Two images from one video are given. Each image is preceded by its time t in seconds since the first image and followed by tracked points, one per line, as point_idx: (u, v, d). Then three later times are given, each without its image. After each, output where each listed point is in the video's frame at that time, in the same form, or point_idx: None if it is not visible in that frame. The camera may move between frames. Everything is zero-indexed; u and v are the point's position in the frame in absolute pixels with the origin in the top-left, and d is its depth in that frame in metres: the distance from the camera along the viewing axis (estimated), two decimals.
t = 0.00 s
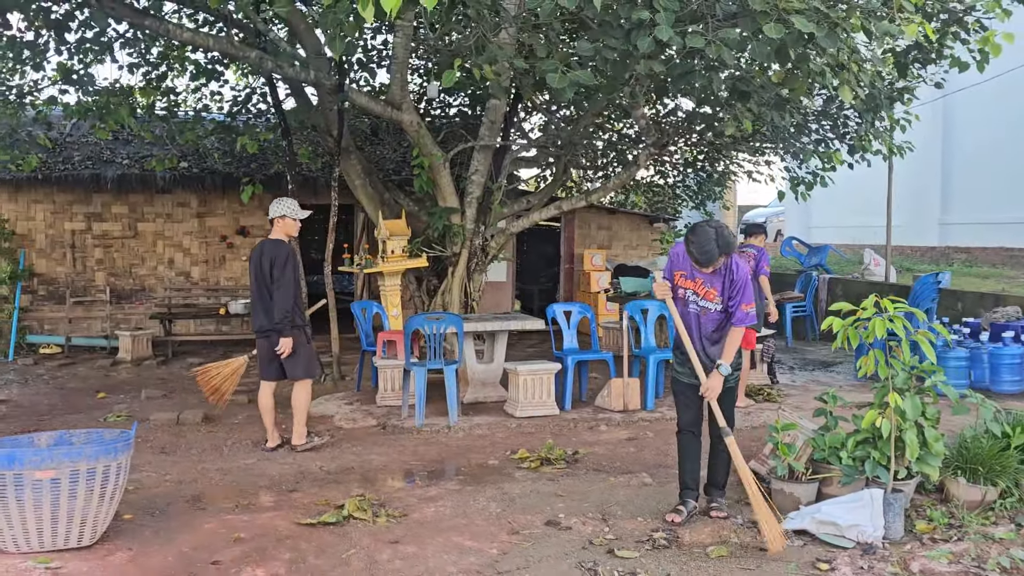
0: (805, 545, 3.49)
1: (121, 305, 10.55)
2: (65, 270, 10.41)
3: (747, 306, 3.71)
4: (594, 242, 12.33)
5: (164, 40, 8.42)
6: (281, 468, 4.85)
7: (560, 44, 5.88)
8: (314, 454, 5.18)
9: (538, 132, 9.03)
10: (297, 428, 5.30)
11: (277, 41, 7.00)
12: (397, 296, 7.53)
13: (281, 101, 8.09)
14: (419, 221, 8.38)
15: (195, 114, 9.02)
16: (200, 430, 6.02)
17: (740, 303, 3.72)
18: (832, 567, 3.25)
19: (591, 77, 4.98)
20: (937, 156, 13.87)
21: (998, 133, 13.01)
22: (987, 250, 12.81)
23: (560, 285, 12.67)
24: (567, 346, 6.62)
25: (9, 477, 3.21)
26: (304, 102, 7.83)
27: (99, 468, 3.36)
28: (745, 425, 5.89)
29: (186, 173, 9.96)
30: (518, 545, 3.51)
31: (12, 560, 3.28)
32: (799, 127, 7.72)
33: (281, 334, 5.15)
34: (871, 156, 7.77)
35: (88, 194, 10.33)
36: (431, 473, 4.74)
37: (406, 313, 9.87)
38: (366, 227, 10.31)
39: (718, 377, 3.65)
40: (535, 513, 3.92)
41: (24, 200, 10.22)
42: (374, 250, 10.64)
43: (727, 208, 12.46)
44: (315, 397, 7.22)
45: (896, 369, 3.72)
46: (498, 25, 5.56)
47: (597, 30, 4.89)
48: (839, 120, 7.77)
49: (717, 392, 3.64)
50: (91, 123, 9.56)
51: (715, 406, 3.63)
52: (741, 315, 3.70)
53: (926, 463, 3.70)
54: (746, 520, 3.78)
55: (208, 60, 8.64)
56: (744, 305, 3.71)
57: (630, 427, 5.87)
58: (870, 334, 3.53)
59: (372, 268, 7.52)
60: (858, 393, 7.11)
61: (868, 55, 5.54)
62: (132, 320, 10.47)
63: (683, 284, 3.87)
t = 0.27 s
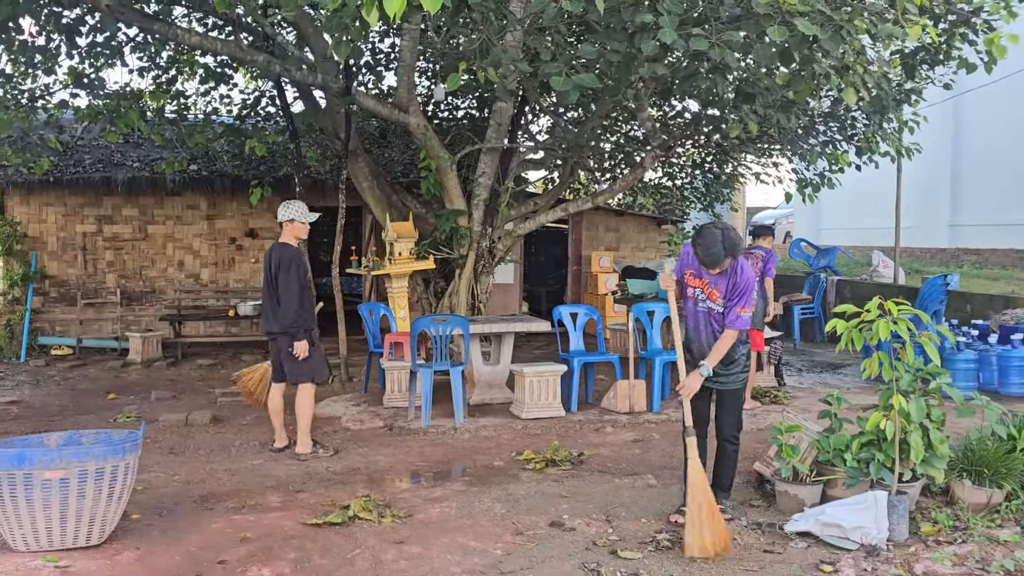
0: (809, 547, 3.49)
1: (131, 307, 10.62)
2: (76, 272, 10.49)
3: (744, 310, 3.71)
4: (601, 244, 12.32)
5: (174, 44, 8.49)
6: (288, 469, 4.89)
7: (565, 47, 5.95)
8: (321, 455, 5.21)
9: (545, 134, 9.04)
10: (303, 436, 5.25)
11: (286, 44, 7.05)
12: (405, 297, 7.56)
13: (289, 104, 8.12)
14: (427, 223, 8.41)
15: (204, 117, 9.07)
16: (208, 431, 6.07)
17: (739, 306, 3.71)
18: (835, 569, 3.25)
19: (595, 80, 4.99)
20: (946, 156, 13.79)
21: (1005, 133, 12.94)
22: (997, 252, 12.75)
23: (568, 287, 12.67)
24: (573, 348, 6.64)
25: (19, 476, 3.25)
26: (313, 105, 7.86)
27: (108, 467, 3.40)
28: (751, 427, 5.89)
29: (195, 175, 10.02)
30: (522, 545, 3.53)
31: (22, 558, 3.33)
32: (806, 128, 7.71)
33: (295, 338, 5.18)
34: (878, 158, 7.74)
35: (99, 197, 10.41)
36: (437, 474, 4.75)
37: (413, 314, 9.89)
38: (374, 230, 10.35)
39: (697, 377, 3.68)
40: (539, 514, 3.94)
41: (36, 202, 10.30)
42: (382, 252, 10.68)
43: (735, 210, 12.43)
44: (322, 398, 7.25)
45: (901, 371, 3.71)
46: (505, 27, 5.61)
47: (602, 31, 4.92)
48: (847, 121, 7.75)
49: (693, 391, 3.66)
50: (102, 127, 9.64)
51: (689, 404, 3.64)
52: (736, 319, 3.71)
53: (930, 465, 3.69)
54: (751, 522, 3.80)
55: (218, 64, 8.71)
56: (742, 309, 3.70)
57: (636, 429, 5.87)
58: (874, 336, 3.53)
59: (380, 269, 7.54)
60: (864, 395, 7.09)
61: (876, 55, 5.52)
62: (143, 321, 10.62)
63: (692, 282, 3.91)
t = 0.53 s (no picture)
0: (818, 549, 3.49)
1: (145, 309, 10.71)
2: (89, 275, 10.58)
3: (750, 308, 3.72)
4: (611, 246, 12.31)
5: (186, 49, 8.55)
6: (298, 470, 4.92)
7: (574, 49, 5.97)
8: (331, 457, 5.24)
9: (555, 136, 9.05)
10: (313, 442, 5.21)
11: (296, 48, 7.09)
12: (416, 300, 7.57)
13: (300, 108, 8.16)
14: (437, 225, 8.44)
15: (216, 121, 9.14)
16: (220, 433, 6.11)
17: (745, 305, 3.73)
18: (844, 570, 3.25)
19: (604, 82, 5.00)
20: (959, 157, 13.71)
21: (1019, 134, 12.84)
22: (1011, 253, 12.66)
23: (578, 289, 12.67)
24: (583, 350, 6.64)
25: (33, 477, 3.29)
26: (323, 108, 7.90)
27: (120, 468, 3.43)
28: (761, 429, 5.88)
29: (207, 178, 10.09)
30: (531, 547, 3.54)
31: (37, 558, 3.37)
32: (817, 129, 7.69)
33: (323, 342, 5.22)
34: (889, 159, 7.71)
35: (112, 200, 10.51)
36: (447, 476, 4.77)
37: (423, 317, 9.93)
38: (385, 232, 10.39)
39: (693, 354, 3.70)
40: (548, 515, 3.95)
41: (50, 206, 10.41)
42: (392, 254, 10.71)
43: (745, 211, 12.39)
44: (333, 400, 7.28)
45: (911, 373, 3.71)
46: (514, 30, 5.62)
47: (612, 34, 4.94)
48: (857, 122, 7.73)
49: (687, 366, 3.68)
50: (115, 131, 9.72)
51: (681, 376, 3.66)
52: (742, 317, 3.72)
53: (941, 467, 3.68)
54: (761, 524, 3.80)
55: (229, 68, 8.77)
56: (749, 307, 3.72)
57: (646, 431, 5.87)
58: (884, 338, 3.52)
59: (390, 272, 7.57)
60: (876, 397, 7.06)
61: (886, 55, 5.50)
62: (156, 323, 10.70)
63: (697, 279, 3.95)
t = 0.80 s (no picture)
0: (833, 549, 3.48)
1: (159, 311, 10.79)
2: (104, 277, 10.68)
3: (751, 308, 3.70)
4: (624, 246, 12.29)
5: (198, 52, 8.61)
6: (312, 471, 4.95)
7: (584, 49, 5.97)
8: (345, 458, 5.27)
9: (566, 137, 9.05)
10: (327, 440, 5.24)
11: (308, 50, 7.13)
12: (428, 301, 7.56)
13: (312, 110, 8.20)
14: (449, 226, 8.46)
15: (229, 123, 9.19)
16: (235, 433, 6.15)
17: (743, 304, 3.71)
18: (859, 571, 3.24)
19: (615, 82, 4.99)
20: (974, 155, 13.59)
21: None
22: None
23: (590, 289, 12.66)
24: (596, 350, 6.63)
25: (51, 478, 3.32)
26: (335, 109, 7.93)
27: (136, 469, 3.47)
28: (774, 429, 5.86)
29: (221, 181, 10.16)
30: (544, 547, 3.55)
31: (55, 558, 3.41)
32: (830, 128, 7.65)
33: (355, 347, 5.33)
34: (903, 157, 7.66)
35: (127, 203, 10.61)
36: (460, 476, 4.79)
37: (436, 318, 9.95)
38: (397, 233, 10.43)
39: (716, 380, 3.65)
40: (561, 516, 3.96)
41: (66, 208, 10.51)
42: (405, 256, 10.75)
43: (758, 211, 12.35)
44: (346, 401, 7.31)
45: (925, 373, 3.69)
46: (524, 31, 5.61)
47: (623, 34, 4.94)
48: (871, 120, 7.68)
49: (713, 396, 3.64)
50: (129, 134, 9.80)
51: (710, 409, 3.60)
52: (743, 317, 3.70)
53: (957, 467, 3.66)
54: (775, 524, 3.79)
55: (242, 71, 8.82)
56: (748, 306, 3.69)
57: (658, 431, 5.86)
58: (898, 337, 3.51)
59: (403, 273, 7.59)
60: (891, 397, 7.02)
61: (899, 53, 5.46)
62: (170, 325, 10.78)
63: (697, 280, 3.94)
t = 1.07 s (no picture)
0: (850, 550, 3.46)
1: (174, 314, 10.86)
2: (120, 280, 10.77)
3: (736, 306, 3.66)
4: (636, 246, 12.27)
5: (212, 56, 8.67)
6: (328, 472, 4.97)
7: (597, 50, 5.99)
8: (360, 459, 5.29)
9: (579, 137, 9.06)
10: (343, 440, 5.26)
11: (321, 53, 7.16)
12: (442, 302, 7.60)
13: (325, 112, 8.24)
14: (462, 227, 8.48)
15: (243, 126, 9.26)
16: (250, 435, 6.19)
17: (731, 303, 3.68)
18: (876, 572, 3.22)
19: (628, 82, 4.99)
20: (990, 153, 13.48)
21: None
22: None
23: (603, 290, 12.64)
24: (609, 351, 6.63)
25: (70, 480, 3.36)
26: (348, 112, 7.97)
27: (154, 471, 3.50)
28: (790, 430, 5.83)
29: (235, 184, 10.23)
30: (560, 548, 3.55)
31: (74, 559, 3.45)
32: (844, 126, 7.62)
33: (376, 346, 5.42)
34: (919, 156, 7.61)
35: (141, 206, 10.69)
36: (474, 477, 4.80)
37: (448, 319, 9.96)
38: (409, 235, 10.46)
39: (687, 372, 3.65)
40: (576, 517, 3.96)
41: (82, 212, 10.60)
42: (418, 257, 10.77)
43: (771, 210, 12.29)
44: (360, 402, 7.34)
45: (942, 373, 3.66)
46: (537, 32, 5.62)
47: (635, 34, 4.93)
48: (886, 119, 7.64)
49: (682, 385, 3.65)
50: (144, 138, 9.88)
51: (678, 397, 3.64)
52: (728, 316, 3.66)
53: (975, 468, 3.62)
54: (792, 525, 3.78)
55: (255, 74, 8.87)
56: (734, 305, 3.66)
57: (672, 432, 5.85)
58: (915, 336, 3.48)
59: (416, 274, 7.61)
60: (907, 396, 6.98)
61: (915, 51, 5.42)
62: (185, 327, 10.85)
63: (694, 279, 3.94)
